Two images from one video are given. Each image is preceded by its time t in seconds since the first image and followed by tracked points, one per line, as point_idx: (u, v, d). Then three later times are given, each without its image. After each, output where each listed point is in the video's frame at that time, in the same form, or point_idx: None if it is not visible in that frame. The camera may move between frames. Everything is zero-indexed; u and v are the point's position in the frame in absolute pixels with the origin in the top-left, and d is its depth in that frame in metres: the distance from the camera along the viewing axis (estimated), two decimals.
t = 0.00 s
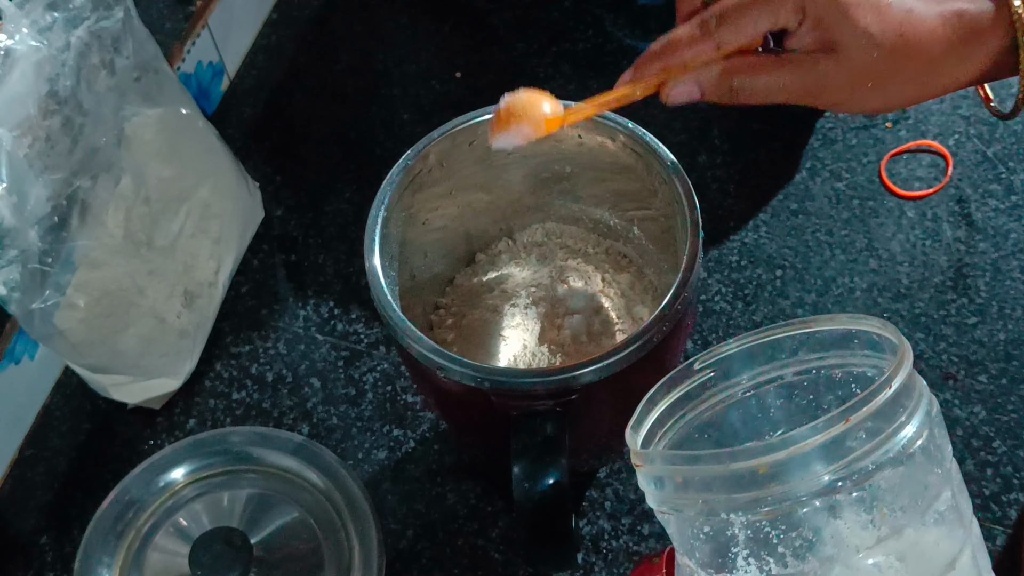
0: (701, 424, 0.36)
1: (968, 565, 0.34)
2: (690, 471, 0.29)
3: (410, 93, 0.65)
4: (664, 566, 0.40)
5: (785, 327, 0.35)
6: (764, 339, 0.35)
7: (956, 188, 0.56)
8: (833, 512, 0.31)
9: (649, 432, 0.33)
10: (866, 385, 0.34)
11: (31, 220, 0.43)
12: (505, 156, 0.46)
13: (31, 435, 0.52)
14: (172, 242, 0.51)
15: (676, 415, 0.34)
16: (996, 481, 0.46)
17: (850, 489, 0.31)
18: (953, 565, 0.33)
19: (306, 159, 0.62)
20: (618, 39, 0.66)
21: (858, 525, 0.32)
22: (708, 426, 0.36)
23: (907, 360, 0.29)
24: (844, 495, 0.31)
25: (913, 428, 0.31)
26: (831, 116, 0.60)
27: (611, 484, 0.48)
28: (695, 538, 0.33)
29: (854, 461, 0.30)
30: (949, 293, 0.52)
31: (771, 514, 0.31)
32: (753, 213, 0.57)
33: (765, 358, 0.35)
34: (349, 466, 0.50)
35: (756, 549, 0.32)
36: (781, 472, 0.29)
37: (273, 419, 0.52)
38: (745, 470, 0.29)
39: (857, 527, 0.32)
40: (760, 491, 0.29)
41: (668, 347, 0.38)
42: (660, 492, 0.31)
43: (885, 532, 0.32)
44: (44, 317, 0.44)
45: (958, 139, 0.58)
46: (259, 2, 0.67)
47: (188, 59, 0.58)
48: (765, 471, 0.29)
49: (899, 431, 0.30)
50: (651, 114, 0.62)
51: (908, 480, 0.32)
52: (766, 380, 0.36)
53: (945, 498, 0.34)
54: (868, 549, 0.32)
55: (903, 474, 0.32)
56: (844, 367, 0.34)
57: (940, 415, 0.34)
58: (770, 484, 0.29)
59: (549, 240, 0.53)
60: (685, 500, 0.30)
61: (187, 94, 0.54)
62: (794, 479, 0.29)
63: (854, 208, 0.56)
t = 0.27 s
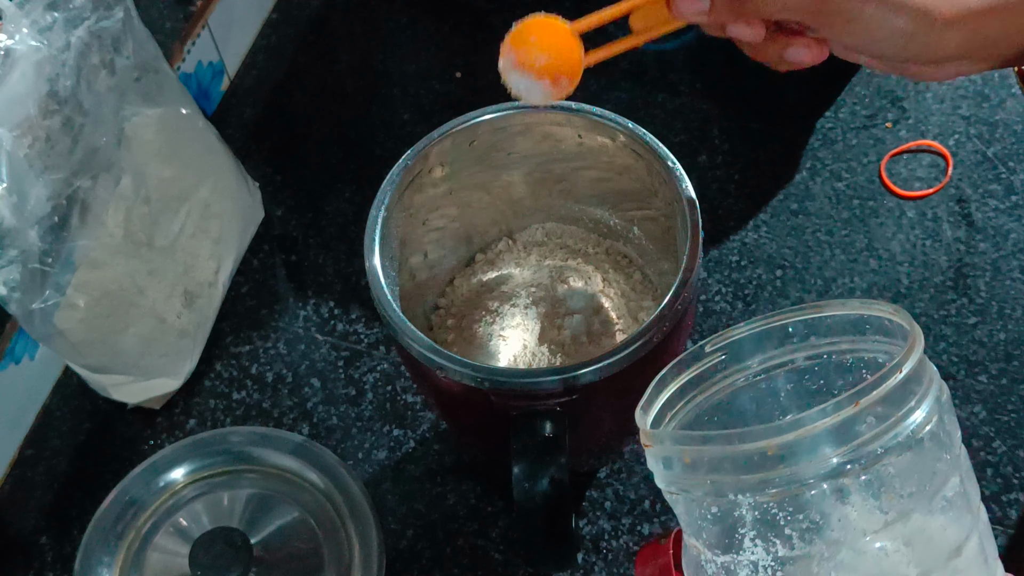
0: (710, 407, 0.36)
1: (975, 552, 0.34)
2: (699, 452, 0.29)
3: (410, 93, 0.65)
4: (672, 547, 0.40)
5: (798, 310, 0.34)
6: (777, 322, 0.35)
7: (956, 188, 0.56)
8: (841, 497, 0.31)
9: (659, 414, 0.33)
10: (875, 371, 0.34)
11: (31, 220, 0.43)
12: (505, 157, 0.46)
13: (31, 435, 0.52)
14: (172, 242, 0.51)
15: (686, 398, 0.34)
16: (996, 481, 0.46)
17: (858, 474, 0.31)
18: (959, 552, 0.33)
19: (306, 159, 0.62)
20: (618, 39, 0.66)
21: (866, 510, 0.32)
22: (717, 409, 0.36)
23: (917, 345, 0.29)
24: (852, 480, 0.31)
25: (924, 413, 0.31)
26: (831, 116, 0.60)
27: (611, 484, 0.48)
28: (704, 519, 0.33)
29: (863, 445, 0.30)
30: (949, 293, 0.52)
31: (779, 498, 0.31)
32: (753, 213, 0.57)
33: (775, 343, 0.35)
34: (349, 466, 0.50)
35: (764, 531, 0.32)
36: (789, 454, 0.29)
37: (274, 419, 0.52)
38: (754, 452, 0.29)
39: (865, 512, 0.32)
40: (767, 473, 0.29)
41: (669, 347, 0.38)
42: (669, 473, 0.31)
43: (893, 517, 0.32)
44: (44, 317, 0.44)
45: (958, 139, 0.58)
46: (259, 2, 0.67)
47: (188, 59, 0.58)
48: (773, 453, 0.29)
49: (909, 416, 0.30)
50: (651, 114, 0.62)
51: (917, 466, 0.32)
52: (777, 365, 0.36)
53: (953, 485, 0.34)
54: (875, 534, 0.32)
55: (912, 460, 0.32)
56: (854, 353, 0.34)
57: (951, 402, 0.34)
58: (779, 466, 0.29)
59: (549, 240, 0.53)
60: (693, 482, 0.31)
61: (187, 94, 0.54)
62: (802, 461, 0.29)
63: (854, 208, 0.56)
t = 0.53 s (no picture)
0: (712, 404, 0.36)
1: (978, 550, 0.34)
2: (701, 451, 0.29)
3: (410, 93, 0.65)
4: (673, 545, 0.40)
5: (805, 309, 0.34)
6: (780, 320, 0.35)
7: (956, 188, 0.56)
8: (843, 496, 0.31)
9: (661, 411, 0.33)
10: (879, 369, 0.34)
11: (31, 220, 0.43)
12: (505, 156, 0.46)
13: (31, 435, 0.52)
14: (172, 242, 0.51)
15: (688, 396, 0.34)
16: (997, 481, 0.46)
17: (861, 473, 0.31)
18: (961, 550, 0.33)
19: (306, 159, 0.62)
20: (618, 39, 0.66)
21: (868, 508, 0.32)
22: (719, 406, 0.36)
23: (922, 344, 0.29)
24: (855, 479, 0.31)
25: (927, 413, 0.31)
26: (831, 116, 0.60)
27: (611, 484, 0.48)
28: (706, 517, 0.33)
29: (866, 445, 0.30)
30: (949, 293, 0.52)
31: (781, 497, 0.31)
32: (753, 213, 0.57)
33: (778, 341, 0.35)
34: (349, 466, 0.50)
35: (766, 529, 0.32)
36: (792, 453, 0.29)
37: (274, 419, 0.52)
38: (756, 451, 0.29)
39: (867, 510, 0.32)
40: (770, 472, 0.29)
41: (669, 347, 0.38)
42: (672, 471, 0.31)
43: (895, 515, 0.32)
44: (44, 317, 0.44)
45: (958, 139, 0.58)
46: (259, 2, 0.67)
47: (188, 59, 0.58)
48: (775, 453, 0.29)
49: (912, 416, 0.30)
50: (651, 114, 0.62)
51: (920, 465, 0.32)
52: (780, 362, 0.36)
53: (956, 484, 0.34)
54: (877, 532, 0.32)
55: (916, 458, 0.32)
56: (857, 351, 0.34)
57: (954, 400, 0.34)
58: (782, 465, 0.29)
59: (549, 239, 0.53)
60: (695, 480, 0.31)
61: (187, 94, 0.54)
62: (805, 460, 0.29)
63: (854, 208, 0.56)
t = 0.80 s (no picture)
0: (710, 418, 0.36)
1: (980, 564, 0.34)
2: (701, 470, 0.29)
3: (410, 93, 0.65)
4: (673, 561, 0.40)
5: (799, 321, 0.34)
6: (775, 335, 0.35)
7: (956, 188, 0.56)
8: (842, 512, 0.31)
9: (659, 429, 0.33)
10: (876, 382, 0.34)
11: (31, 220, 0.43)
12: (505, 157, 0.46)
13: (31, 435, 0.52)
14: (172, 242, 0.51)
15: (686, 410, 0.34)
16: (997, 481, 0.46)
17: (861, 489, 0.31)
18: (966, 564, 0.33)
19: (306, 159, 0.62)
20: (618, 39, 0.66)
21: (867, 526, 0.32)
22: (716, 423, 0.36)
23: (918, 358, 0.29)
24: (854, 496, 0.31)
25: (924, 428, 0.31)
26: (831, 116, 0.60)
27: (611, 484, 0.48)
28: (705, 535, 0.33)
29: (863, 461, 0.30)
30: (949, 293, 0.52)
31: (779, 514, 0.31)
32: (753, 213, 0.57)
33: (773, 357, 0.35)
34: (349, 466, 0.50)
35: (765, 548, 0.32)
36: (790, 471, 0.29)
37: (274, 419, 0.52)
38: (756, 470, 0.29)
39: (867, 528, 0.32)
40: (770, 490, 0.29)
41: (669, 348, 0.38)
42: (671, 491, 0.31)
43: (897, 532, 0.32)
44: (44, 317, 0.44)
45: (958, 139, 0.58)
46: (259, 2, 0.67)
47: (188, 58, 0.58)
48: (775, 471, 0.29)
49: (910, 430, 0.30)
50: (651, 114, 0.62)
51: (918, 479, 0.32)
52: (776, 378, 0.36)
53: (955, 498, 0.34)
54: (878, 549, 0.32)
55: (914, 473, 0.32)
56: (854, 364, 0.34)
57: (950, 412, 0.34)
58: (780, 483, 0.29)
59: (549, 240, 0.53)
60: (694, 499, 0.30)
61: (187, 94, 0.54)
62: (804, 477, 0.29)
63: (854, 208, 0.56)
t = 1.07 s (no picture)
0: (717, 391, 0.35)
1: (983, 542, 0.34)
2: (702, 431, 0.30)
3: (410, 93, 0.65)
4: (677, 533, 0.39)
5: (800, 300, 0.35)
6: (785, 311, 0.35)
7: (956, 188, 0.56)
8: (846, 481, 0.32)
9: (669, 396, 0.34)
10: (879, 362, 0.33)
11: (32, 220, 0.43)
12: (505, 157, 0.46)
13: (31, 435, 0.52)
14: (172, 242, 0.51)
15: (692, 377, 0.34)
16: (996, 481, 0.46)
17: (860, 456, 0.31)
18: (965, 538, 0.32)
19: (306, 159, 0.62)
20: (618, 39, 0.66)
21: (867, 494, 0.32)
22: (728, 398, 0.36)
23: (919, 331, 0.29)
24: (854, 464, 0.31)
25: (926, 399, 0.31)
26: (831, 116, 0.60)
27: (611, 484, 0.48)
28: (705, 503, 0.33)
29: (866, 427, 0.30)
30: (949, 293, 0.52)
31: (783, 481, 0.31)
32: (753, 213, 0.57)
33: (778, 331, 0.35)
34: (350, 466, 0.50)
35: (766, 516, 0.32)
36: (791, 434, 0.29)
37: (274, 419, 0.52)
38: (754, 436, 0.29)
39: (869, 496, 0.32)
40: (768, 454, 0.30)
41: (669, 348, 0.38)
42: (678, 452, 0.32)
43: (894, 500, 0.32)
44: (45, 317, 0.44)
45: (959, 139, 0.58)
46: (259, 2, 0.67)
47: (188, 59, 0.58)
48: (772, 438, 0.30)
49: (910, 402, 0.30)
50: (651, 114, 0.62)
51: (919, 451, 0.32)
52: (784, 351, 0.36)
53: (955, 471, 0.34)
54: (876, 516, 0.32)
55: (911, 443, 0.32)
56: (865, 341, 0.34)
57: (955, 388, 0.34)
58: (780, 446, 0.30)
59: (549, 240, 0.53)
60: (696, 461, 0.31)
61: (187, 94, 0.54)
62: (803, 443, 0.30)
63: (854, 209, 0.56)
